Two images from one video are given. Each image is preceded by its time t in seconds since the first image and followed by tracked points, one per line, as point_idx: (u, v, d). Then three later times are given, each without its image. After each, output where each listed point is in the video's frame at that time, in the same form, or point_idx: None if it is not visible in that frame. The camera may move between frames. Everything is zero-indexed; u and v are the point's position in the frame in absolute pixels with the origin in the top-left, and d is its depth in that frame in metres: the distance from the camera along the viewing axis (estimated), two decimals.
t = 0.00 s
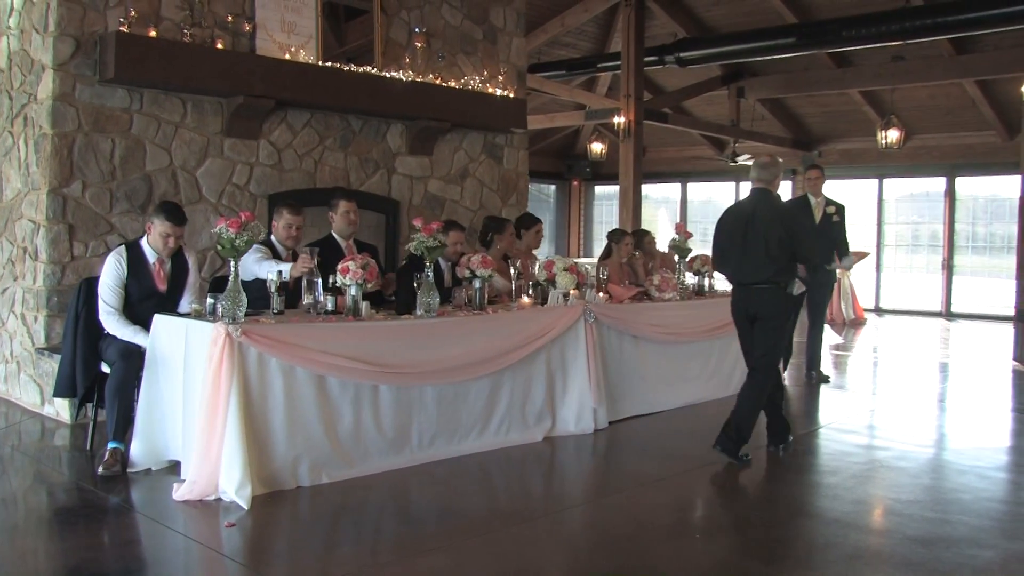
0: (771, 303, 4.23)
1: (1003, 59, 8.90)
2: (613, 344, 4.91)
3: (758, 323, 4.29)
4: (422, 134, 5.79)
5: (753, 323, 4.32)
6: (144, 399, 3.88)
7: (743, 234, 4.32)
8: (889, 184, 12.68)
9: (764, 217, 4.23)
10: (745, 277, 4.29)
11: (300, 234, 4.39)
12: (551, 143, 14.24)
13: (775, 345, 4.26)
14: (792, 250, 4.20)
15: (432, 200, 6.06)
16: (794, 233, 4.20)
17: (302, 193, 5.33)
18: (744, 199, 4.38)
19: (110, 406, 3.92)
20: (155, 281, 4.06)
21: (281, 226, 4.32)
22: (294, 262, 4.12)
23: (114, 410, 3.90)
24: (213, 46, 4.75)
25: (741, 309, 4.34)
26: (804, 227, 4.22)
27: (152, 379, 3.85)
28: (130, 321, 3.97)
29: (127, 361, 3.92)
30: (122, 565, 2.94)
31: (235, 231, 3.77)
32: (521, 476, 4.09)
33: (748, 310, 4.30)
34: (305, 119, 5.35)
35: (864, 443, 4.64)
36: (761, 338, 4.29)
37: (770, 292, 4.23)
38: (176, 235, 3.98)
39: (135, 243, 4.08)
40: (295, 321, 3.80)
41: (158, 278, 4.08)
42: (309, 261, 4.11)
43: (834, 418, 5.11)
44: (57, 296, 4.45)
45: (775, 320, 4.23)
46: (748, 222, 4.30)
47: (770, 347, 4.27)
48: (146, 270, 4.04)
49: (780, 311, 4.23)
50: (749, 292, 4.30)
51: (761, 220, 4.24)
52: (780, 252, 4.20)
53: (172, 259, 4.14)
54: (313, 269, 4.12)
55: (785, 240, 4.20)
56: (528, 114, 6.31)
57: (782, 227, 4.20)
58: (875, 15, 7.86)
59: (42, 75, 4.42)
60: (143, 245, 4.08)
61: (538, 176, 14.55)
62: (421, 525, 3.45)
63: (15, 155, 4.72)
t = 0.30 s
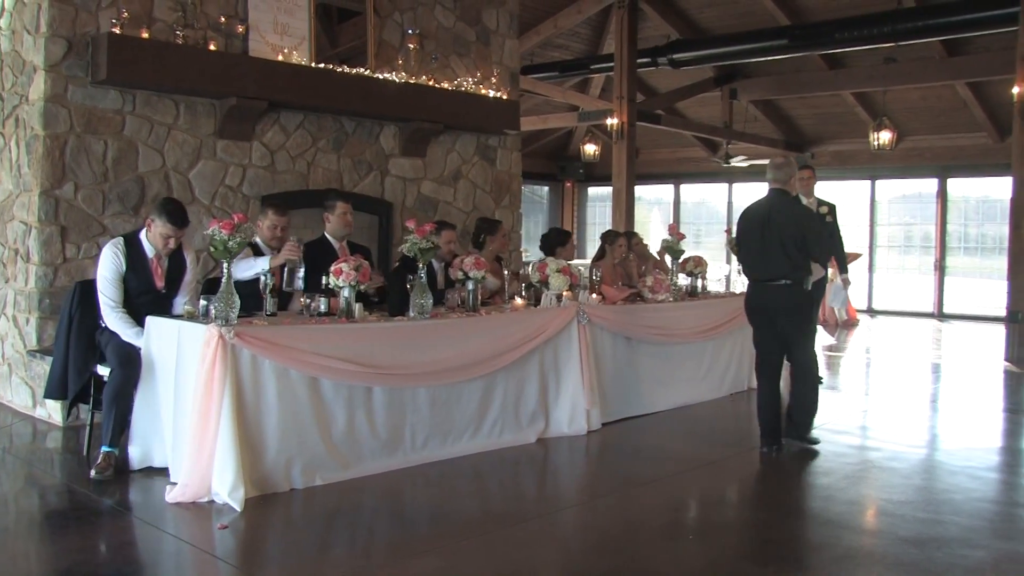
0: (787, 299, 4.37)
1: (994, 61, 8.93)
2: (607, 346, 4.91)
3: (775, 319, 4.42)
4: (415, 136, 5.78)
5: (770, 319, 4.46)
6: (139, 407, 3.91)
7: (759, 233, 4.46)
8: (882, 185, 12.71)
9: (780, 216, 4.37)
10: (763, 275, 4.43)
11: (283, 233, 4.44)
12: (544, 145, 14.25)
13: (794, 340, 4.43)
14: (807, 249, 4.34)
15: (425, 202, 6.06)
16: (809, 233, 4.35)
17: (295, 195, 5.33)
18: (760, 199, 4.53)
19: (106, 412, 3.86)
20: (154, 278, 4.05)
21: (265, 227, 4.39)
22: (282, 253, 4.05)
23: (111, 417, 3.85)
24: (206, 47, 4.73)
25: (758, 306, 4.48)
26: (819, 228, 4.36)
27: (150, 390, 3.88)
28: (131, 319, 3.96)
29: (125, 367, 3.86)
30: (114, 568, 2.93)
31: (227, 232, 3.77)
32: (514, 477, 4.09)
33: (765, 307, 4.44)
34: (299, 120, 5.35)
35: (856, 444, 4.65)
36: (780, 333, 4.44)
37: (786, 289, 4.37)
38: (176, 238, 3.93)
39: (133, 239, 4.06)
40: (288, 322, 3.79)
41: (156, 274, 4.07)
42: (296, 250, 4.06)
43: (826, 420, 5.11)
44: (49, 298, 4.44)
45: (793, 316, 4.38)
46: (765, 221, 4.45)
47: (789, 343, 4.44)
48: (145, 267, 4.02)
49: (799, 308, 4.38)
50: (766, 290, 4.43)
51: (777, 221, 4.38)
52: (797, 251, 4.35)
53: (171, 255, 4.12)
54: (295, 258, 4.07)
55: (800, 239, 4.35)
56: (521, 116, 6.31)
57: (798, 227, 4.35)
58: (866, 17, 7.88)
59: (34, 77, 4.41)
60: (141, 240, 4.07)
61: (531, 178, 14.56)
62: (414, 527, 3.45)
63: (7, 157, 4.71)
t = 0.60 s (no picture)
0: (798, 302, 4.55)
1: (979, 62, 8.98)
2: (594, 347, 4.92)
3: (785, 320, 4.60)
4: (401, 136, 5.78)
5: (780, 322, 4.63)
6: (127, 412, 3.89)
7: (768, 238, 4.61)
8: (867, 187, 12.76)
9: (788, 223, 4.54)
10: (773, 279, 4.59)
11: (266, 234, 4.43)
12: (531, 145, 14.26)
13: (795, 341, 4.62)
14: (815, 253, 4.51)
15: (411, 203, 6.06)
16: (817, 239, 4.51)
17: (280, 196, 5.32)
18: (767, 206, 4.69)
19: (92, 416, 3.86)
20: (138, 280, 4.02)
21: (247, 228, 4.37)
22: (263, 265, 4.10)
23: (96, 422, 3.85)
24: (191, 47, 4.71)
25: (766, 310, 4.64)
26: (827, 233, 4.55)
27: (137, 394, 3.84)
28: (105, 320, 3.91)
29: (110, 375, 3.81)
30: (98, 570, 2.91)
31: (213, 233, 3.75)
32: (501, 478, 4.09)
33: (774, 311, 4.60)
34: (285, 121, 5.33)
35: (842, 444, 4.66)
36: (790, 334, 4.61)
37: (796, 293, 4.54)
38: (163, 235, 3.95)
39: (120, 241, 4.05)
40: (274, 324, 3.78)
41: (142, 277, 4.03)
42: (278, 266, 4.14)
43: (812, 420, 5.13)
44: (33, 300, 4.41)
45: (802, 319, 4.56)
46: (774, 227, 4.60)
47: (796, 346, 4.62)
48: (130, 268, 4.00)
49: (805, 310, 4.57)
50: (777, 293, 4.59)
51: (786, 226, 4.54)
52: (808, 256, 4.52)
53: (156, 259, 4.12)
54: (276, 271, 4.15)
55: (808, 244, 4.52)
56: (507, 117, 6.31)
57: (805, 233, 4.53)
58: (851, 19, 7.91)
59: (17, 77, 4.38)
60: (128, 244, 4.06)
61: (517, 179, 14.55)
62: (401, 528, 3.45)
63: None
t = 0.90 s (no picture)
0: (804, 295, 4.79)
1: (964, 65, 9.04)
2: (580, 348, 4.92)
3: (790, 313, 4.81)
4: (387, 137, 5.77)
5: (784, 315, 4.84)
6: (117, 416, 3.84)
7: (772, 236, 4.87)
8: (852, 188, 12.82)
9: (792, 220, 4.82)
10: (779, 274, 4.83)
11: (252, 236, 4.42)
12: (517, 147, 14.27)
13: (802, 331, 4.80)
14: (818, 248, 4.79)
15: (397, 204, 6.05)
16: (819, 234, 4.79)
17: (266, 197, 5.31)
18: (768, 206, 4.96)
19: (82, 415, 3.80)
20: (121, 273, 3.99)
21: (234, 230, 4.35)
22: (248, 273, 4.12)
23: (84, 422, 3.78)
24: (176, 48, 4.71)
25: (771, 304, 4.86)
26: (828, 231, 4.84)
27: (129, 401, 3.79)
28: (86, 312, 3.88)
29: (101, 376, 3.76)
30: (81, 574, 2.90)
31: (198, 235, 3.73)
32: (488, 479, 4.09)
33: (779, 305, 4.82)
34: (271, 122, 5.32)
35: (827, 445, 4.68)
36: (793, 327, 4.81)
37: (802, 286, 4.78)
38: (147, 226, 3.89)
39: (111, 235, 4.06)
40: (259, 325, 3.77)
41: (127, 272, 4.02)
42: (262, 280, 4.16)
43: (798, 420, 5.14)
44: (16, 301, 4.38)
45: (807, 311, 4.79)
46: (777, 225, 4.86)
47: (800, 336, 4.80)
48: (113, 260, 3.99)
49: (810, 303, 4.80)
50: (783, 288, 4.83)
51: (791, 224, 4.81)
52: (811, 251, 4.80)
53: (143, 255, 4.09)
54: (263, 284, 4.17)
55: (811, 240, 4.79)
56: (493, 118, 6.31)
57: (808, 229, 4.80)
58: (835, 21, 7.94)
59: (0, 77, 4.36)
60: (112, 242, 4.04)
61: (503, 181, 14.56)
62: (387, 530, 3.44)
63: None
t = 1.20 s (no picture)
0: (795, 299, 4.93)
1: (948, 69, 9.10)
2: (566, 350, 4.92)
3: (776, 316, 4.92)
4: (373, 139, 5.77)
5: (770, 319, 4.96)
6: (110, 418, 3.82)
7: (762, 241, 4.97)
8: (837, 191, 12.88)
9: (785, 226, 4.91)
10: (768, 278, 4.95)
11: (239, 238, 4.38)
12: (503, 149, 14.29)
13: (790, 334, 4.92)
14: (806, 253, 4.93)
15: (383, 206, 6.04)
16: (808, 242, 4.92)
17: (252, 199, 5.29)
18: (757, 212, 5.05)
19: (77, 418, 3.75)
20: (109, 271, 3.98)
21: (223, 232, 4.35)
22: (234, 276, 4.12)
23: (82, 423, 3.74)
24: (162, 49, 4.69)
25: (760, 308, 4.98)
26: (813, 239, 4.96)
27: (119, 397, 3.78)
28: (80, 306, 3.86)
29: (92, 372, 3.73)
30: None
31: (184, 237, 3.73)
32: (475, 482, 4.09)
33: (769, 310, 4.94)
34: (256, 124, 5.31)
35: (813, 446, 4.69)
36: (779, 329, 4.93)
37: (790, 290, 4.92)
38: (131, 219, 3.90)
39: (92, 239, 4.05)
40: (245, 328, 3.76)
41: (115, 270, 4.01)
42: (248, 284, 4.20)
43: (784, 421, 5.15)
44: None
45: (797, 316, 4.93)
46: (768, 229, 4.96)
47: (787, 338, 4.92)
48: (100, 259, 3.97)
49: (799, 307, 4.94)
50: (771, 290, 4.95)
51: (783, 230, 4.91)
52: (798, 257, 4.93)
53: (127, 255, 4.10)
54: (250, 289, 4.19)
55: (800, 245, 4.92)
56: (479, 120, 6.30)
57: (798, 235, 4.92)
58: (821, 25, 7.97)
59: None
60: (96, 241, 4.02)
61: (489, 183, 14.58)
62: (373, 533, 3.43)
63: None
